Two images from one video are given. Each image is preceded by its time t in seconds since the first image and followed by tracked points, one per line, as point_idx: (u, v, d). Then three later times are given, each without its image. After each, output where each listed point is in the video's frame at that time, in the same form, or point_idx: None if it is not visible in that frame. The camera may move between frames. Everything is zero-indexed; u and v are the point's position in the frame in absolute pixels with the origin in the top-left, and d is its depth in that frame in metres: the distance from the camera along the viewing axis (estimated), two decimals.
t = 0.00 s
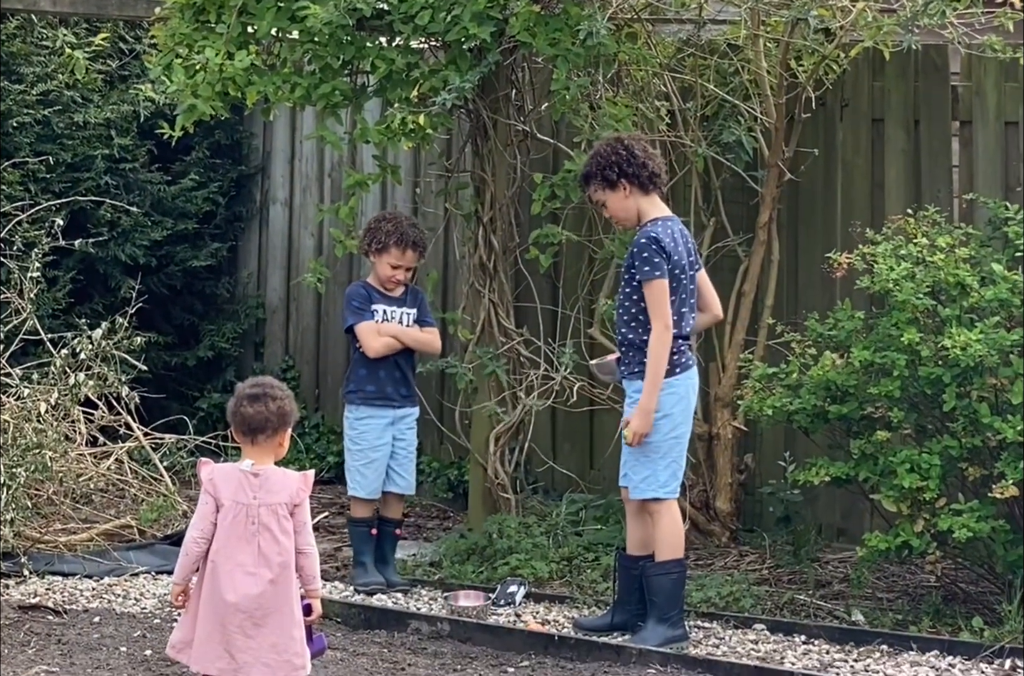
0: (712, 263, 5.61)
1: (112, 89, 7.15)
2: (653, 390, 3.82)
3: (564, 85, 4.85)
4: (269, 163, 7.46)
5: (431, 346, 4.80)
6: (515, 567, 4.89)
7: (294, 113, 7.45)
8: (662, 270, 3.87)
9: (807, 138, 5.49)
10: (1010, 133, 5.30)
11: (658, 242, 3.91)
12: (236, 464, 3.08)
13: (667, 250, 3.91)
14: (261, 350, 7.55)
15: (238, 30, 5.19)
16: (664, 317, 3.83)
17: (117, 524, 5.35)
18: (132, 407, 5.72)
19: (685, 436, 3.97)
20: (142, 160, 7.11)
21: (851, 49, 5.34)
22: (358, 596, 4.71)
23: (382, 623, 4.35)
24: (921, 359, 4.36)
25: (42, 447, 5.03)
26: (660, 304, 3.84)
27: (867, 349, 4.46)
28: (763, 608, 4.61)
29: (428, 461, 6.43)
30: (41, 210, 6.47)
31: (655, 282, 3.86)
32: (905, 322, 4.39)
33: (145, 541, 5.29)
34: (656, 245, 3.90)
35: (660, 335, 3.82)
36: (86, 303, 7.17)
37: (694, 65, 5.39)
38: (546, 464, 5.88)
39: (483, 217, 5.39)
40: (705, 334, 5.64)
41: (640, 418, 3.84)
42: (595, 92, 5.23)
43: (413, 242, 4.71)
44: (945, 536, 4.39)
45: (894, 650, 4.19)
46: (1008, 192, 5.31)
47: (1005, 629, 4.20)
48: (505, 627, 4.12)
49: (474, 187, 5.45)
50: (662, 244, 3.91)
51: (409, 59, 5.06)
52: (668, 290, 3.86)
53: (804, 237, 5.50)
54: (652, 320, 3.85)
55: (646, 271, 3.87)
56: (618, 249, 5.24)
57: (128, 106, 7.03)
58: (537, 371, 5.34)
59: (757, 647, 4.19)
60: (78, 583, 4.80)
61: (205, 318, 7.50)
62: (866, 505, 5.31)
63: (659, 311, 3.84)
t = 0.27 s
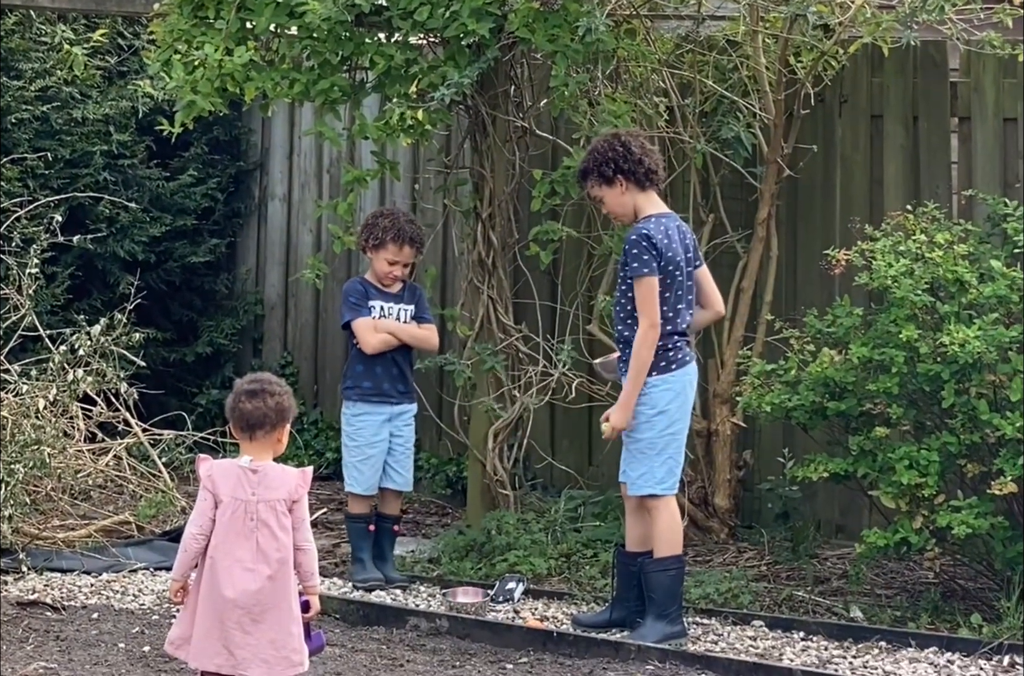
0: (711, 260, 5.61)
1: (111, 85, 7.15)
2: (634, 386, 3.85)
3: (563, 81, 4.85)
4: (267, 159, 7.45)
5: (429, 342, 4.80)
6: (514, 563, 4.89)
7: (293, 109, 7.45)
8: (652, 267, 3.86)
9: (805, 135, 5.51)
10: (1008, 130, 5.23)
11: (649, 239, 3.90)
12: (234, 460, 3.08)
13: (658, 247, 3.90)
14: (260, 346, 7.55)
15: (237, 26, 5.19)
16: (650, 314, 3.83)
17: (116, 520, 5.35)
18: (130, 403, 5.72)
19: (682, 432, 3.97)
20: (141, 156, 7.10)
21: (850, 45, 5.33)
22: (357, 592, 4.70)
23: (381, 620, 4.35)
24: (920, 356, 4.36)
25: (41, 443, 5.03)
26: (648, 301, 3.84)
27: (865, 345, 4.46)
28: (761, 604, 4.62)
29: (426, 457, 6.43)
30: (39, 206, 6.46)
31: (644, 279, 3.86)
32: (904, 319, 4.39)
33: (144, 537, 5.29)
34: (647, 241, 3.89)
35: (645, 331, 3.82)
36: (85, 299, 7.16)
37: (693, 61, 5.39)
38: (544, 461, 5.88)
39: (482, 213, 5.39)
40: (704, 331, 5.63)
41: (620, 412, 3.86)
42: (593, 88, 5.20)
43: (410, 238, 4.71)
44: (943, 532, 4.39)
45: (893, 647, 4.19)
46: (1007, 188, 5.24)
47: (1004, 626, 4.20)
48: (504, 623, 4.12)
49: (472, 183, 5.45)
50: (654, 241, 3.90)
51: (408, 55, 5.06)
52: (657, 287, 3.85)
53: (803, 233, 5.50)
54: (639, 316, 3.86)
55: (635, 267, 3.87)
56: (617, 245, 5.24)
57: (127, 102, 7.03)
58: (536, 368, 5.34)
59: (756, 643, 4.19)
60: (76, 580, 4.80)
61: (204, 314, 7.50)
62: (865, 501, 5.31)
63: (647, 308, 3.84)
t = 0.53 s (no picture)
0: (712, 258, 5.61)
1: (112, 82, 7.15)
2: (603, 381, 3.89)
3: (564, 79, 4.85)
4: (268, 156, 7.45)
5: (429, 338, 4.81)
6: (514, 561, 4.89)
7: (293, 107, 7.44)
8: (634, 267, 3.87)
9: (806, 133, 5.52)
10: (1009, 128, 5.17)
11: (635, 239, 3.90)
12: (235, 457, 3.08)
13: (644, 247, 3.90)
14: (260, 343, 7.55)
15: (238, 23, 5.18)
16: (629, 315, 3.84)
17: (116, 518, 5.36)
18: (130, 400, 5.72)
19: (680, 430, 3.97)
20: (142, 153, 7.11)
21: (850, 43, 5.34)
22: (357, 590, 4.71)
23: (381, 617, 4.35)
24: (920, 354, 4.36)
25: (41, 440, 5.04)
26: (630, 302, 3.85)
27: (866, 343, 4.46)
28: (762, 602, 4.62)
29: (427, 455, 6.43)
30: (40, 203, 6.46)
31: (625, 280, 3.86)
32: (904, 317, 4.39)
33: (144, 535, 5.30)
34: (632, 242, 3.89)
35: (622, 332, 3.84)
36: (85, 296, 7.17)
37: (693, 59, 5.40)
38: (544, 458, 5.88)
39: (482, 211, 5.39)
40: (705, 329, 5.63)
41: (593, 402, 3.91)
42: (594, 86, 5.19)
43: (411, 235, 4.71)
44: (944, 530, 4.40)
45: (893, 645, 4.19)
46: (1007, 186, 5.18)
47: (1004, 624, 4.20)
48: (504, 621, 4.12)
49: (473, 180, 5.44)
50: (640, 242, 3.90)
51: (408, 52, 5.05)
52: (639, 288, 3.85)
53: (803, 231, 5.51)
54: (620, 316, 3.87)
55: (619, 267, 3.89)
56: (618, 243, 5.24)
57: (127, 99, 7.03)
58: (537, 365, 5.34)
59: (756, 641, 4.19)
60: (76, 577, 4.80)
61: (205, 312, 7.50)
62: (865, 499, 5.31)
63: (626, 309, 3.85)
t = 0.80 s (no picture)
0: (715, 256, 5.60)
1: (114, 80, 7.15)
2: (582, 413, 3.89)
3: (566, 76, 4.85)
4: (270, 154, 7.45)
5: (432, 336, 4.80)
6: (516, 558, 4.90)
7: (295, 104, 7.44)
8: (597, 294, 3.90)
9: (809, 131, 5.50)
10: (1011, 125, 5.20)
11: (596, 268, 3.94)
12: (237, 456, 3.07)
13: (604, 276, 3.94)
14: (263, 341, 7.55)
15: (240, 21, 5.18)
16: (598, 341, 3.86)
17: (118, 515, 5.36)
18: (133, 397, 5.73)
19: (681, 431, 3.96)
20: (144, 150, 7.11)
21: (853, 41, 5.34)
22: (359, 587, 4.71)
23: (383, 615, 4.36)
24: (922, 352, 4.35)
25: (43, 437, 5.05)
26: (596, 330, 3.86)
27: (868, 341, 4.46)
28: (764, 600, 4.62)
29: (429, 452, 6.43)
30: (42, 200, 6.46)
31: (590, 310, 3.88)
32: (906, 315, 4.38)
33: (147, 532, 5.30)
34: (593, 270, 3.93)
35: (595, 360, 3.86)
36: (88, 293, 7.17)
37: (696, 56, 5.36)
38: (547, 456, 5.88)
39: (485, 208, 5.38)
40: (708, 327, 5.62)
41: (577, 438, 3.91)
42: (596, 83, 5.18)
43: (414, 233, 4.70)
44: (947, 528, 4.39)
45: (896, 643, 4.19)
46: (1010, 183, 5.22)
47: (1007, 622, 4.20)
48: (507, 618, 4.12)
49: (476, 178, 5.44)
50: (600, 270, 3.94)
51: (411, 50, 5.04)
52: (604, 313, 3.87)
53: (806, 229, 5.49)
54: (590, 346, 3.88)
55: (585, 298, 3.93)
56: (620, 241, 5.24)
57: (130, 96, 7.03)
58: (539, 363, 5.34)
59: (759, 639, 4.19)
60: (79, 574, 4.80)
61: (207, 309, 7.51)
62: (868, 497, 5.31)
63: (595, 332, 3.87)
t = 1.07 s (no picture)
0: (720, 253, 5.59)
1: (119, 77, 7.16)
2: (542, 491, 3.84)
3: (572, 74, 4.85)
4: (275, 151, 7.46)
5: (437, 333, 4.80)
6: (522, 556, 4.89)
7: (301, 102, 7.44)
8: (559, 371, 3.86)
9: (814, 128, 5.46)
10: (1017, 122, 5.27)
11: (555, 344, 3.92)
12: (242, 455, 3.07)
13: (566, 344, 3.93)
14: (268, 338, 7.55)
15: (246, 18, 5.17)
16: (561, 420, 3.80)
17: (124, 513, 5.37)
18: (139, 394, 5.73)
19: (673, 431, 3.95)
20: (149, 148, 7.11)
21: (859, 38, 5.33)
22: (365, 585, 4.72)
23: (389, 612, 4.36)
24: (928, 349, 4.35)
25: (49, 434, 5.06)
26: (557, 410, 3.80)
27: (874, 338, 4.45)
28: (770, 597, 4.62)
29: (434, 450, 6.44)
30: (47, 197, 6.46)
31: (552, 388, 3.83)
32: (912, 312, 4.37)
33: (152, 529, 5.30)
34: (551, 348, 3.91)
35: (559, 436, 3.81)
36: (93, 291, 7.17)
37: (701, 54, 5.39)
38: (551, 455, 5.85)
39: (491, 205, 5.38)
40: (714, 324, 5.60)
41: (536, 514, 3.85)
42: (602, 80, 5.19)
43: (420, 232, 4.70)
44: (952, 526, 4.39)
45: (902, 640, 4.18)
46: (1015, 181, 5.28)
47: (1012, 620, 4.20)
48: (512, 616, 4.12)
49: (481, 175, 5.44)
50: (562, 337, 3.93)
51: (416, 47, 5.04)
52: (565, 389, 3.81)
53: (812, 227, 5.47)
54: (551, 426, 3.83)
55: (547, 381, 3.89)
56: (626, 238, 5.23)
57: (135, 93, 7.04)
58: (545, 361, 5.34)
59: (764, 637, 4.18)
60: (84, 572, 4.81)
61: (212, 307, 7.51)
62: (874, 495, 5.30)
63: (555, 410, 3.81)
